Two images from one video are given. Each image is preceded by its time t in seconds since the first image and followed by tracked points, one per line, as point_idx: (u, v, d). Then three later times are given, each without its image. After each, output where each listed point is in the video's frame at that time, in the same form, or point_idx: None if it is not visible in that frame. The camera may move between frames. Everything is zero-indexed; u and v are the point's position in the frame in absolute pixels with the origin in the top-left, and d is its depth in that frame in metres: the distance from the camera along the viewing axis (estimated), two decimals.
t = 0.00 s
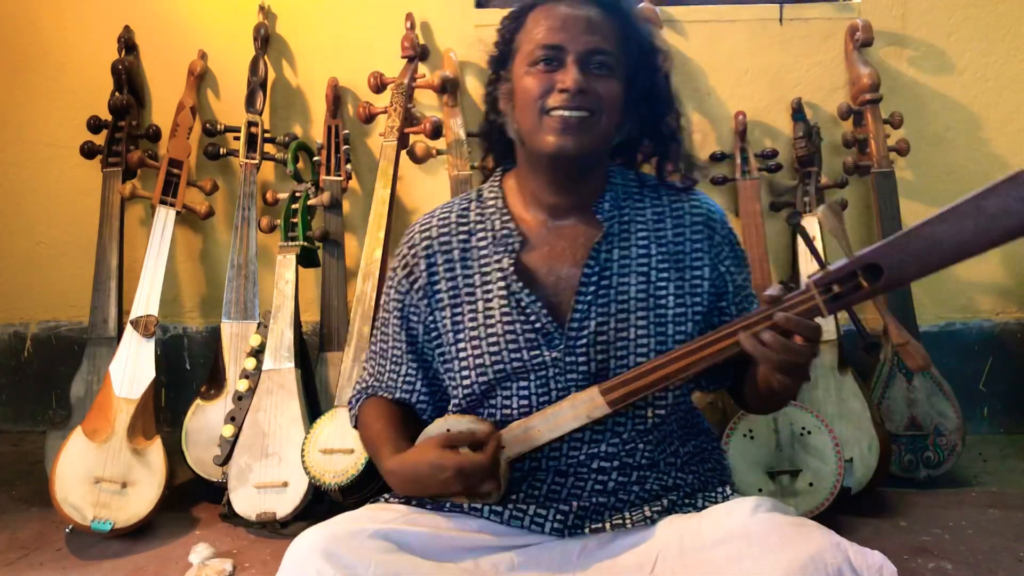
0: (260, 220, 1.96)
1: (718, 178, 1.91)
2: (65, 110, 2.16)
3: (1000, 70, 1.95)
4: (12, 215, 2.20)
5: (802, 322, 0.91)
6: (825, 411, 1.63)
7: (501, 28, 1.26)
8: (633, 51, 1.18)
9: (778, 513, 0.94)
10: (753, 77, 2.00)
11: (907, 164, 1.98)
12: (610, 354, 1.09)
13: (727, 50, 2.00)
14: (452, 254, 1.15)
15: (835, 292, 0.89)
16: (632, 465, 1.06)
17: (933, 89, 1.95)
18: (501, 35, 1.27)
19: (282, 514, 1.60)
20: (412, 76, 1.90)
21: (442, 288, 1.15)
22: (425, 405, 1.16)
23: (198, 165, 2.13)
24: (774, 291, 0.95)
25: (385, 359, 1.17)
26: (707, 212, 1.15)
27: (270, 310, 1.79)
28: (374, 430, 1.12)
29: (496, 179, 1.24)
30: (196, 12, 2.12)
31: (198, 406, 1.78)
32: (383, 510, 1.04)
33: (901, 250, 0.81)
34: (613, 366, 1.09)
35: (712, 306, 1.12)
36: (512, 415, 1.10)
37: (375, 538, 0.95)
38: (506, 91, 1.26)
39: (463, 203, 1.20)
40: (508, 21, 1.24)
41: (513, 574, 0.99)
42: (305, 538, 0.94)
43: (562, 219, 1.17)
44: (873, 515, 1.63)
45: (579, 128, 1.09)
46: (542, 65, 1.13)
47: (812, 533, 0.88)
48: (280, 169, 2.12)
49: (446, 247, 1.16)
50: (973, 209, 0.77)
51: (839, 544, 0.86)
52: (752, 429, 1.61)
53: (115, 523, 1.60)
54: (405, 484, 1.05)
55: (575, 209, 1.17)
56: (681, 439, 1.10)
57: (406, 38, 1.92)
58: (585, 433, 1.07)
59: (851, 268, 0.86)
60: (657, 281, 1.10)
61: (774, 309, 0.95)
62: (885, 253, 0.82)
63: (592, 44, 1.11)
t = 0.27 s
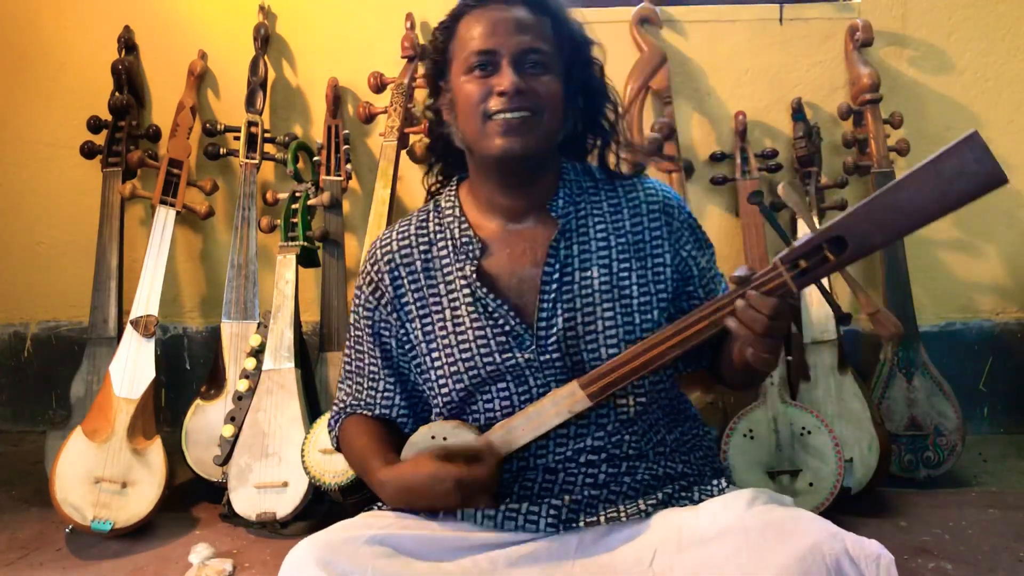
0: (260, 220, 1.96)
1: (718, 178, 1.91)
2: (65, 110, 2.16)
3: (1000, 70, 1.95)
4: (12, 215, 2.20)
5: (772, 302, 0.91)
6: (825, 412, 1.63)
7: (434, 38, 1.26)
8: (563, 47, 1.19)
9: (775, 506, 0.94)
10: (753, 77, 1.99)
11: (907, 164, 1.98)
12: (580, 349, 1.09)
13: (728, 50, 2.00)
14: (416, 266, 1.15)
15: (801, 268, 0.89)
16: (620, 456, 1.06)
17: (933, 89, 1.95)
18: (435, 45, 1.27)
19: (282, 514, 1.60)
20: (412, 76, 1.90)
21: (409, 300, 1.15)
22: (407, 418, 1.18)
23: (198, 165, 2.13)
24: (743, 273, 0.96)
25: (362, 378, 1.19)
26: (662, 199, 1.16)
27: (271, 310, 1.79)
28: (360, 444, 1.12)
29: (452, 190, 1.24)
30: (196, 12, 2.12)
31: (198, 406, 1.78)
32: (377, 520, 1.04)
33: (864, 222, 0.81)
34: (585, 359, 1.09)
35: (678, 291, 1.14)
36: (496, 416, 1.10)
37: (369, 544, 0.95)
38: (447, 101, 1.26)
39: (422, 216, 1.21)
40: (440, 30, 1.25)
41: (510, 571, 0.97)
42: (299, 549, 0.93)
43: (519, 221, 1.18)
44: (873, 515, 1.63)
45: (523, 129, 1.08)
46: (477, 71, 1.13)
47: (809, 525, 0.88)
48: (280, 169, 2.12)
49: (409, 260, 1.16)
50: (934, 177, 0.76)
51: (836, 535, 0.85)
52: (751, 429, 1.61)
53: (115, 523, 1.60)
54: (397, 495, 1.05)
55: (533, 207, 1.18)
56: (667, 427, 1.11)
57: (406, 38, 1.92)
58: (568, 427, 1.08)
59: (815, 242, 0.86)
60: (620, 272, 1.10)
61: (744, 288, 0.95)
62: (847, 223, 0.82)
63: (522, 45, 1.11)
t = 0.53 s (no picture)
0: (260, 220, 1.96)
1: (718, 178, 1.91)
2: (65, 110, 2.16)
3: (1000, 70, 1.95)
4: (12, 215, 2.20)
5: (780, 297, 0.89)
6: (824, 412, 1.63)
7: (441, 33, 1.27)
8: (573, 40, 1.18)
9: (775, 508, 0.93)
10: (752, 77, 2.00)
11: (907, 164, 1.98)
12: (589, 343, 1.09)
13: (728, 49, 2.00)
14: (424, 258, 1.15)
15: (809, 263, 0.87)
16: (625, 459, 1.05)
17: (933, 89, 1.95)
18: (442, 40, 1.27)
19: (281, 514, 1.60)
20: (412, 76, 1.90)
21: (417, 292, 1.15)
22: (412, 413, 1.16)
23: (198, 165, 2.13)
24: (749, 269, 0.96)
25: (368, 371, 1.17)
26: (672, 194, 1.16)
27: (271, 310, 1.79)
28: (364, 438, 1.11)
29: (461, 184, 1.24)
30: (196, 12, 2.12)
31: (198, 406, 1.78)
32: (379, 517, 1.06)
33: (871, 217, 0.82)
34: (594, 355, 1.09)
35: (689, 284, 1.14)
36: (500, 414, 1.09)
37: (371, 542, 0.96)
38: (454, 98, 1.27)
39: (429, 209, 1.21)
40: (446, 25, 1.25)
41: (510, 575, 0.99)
42: (301, 544, 0.94)
43: (528, 213, 1.18)
44: (873, 515, 1.63)
45: (529, 129, 1.09)
46: (483, 70, 1.14)
47: (809, 528, 0.87)
48: (280, 169, 2.12)
49: (417, 252, 1.16)
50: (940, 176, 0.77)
51: (836, 539, 0.85)
52: (752, 429, 1.62)
53: (114, 523, 1.60)
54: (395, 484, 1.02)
55: (541, 201, 1.18)
56: (672, 430, 1.10)
57: (406, 38, 1.92)
58: (574, 426, 1.05)
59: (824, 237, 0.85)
60: (631, 266, 1.10)
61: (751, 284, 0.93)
62: (856, 219, 0.83)
63: (528, 43, 1.11)
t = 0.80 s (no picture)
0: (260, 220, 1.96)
1: (718, 178, 1.91)
2: (65, 111, 2.16)
3: (999, 70, 1.95)
4: (12, 215, 2.20)
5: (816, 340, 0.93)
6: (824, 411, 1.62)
7: (504, 34, 1.27)
8: (634, 52, 1.18)
9: (779, 511, 0.94)
10: (752, 77, 1.99)
11: (907, 164, 1.98)
12: (618, 359, 1.09)
13: (728, 50, 2.00)
14: (464, 256, 1.15)
15: (846, 310, 0.91)
16: (636, 464, 1.06)
17: (933, 89, 1.95)
18: (505, 42, 1.27)
19: (282, 514, 1.60)
20: (412, 76, 1.90)
21: (453, 289, 1.15)
22: (431, 402, 1.18)
23: (198, 165, 2.14)
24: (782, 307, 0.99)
25: (394, 355, 1.18)
26: (720, 220, 1.15)
27: (270, 311, 1.79)
28: (384, 426, 1.12)
29: (510, 179, 1.24)
30: (196, 12, 2.12)
31: (198, 406, 1.78)
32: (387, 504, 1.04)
33: (917, 270, 0.85)
34: (622, 369, 1.10)
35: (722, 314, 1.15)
36: (519, 413, 1.10)
37: (379, 528, 0.95)
38: (511, 98, 1.28)
39: (477, 205, 1.21)
40: (509, 29, 1.25)
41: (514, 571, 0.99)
42: (310, 525, 0.94)
43: (573, 226, 1.17)
44: (873, 515, 1.63)
45: (585, 136, 1.09)
46: (544, 74, 1.13)
47: (812, 530, 0.88)
48: (280, 169, 2.12)
49: (459, 248, 1.16)
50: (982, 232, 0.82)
51: (838, 541, 0.85)
52: (752, 429, 1.61)
53: (114, 523, 1.60)
54: (416, 482, 1.05)
55: (588, 213, 1.17)
56: (683, 441, 1.11)
57: (406, 38, 1.92)
58: (590, 434, 1.07)
59: (864, 285, 0.89)
60: (668, 289, 1.10)
61: (787, 321, 0.97)
62: (898, 271, 0.87)
63: (592, 51, 1.11)
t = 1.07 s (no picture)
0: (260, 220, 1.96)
1: (718, 178, 1.91)
2: (65, 111, 2.16)
3: (999, 70, 1.95)
4: (11, 215, 2.20)
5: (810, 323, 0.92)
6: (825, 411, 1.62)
7: (506, 26, 1.28)
8: (635, 47, 1.18)
9: (780, 514, 0.94)
10: (752, 77, 2.00)
11: (907, 164, 1.98)
12: (616, 349, 1.09)
13: (728, 49, 2.00)
14: (461, 248, 1.16)
15: (841, 289, 0.89)
16: (637, 464, 1.07)
17: (933, 89, 1.95)
18: (507, 33, 1.28)
19: (282, 514, 1.59)
20: (412, 76, 1.90)
21: (450, 282, 1.15)
22: (433, 399, 1.17)
23: (198, 165, 2.14)
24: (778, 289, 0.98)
25: (393, 352, 1.18)
26: (715, 209, 1.15)
27: (270, 311, 1.79)
28: (382, 423, 1.12)
29: (505, 175, 1.25)
30: (196, 12, 2.12)
31: (198, 405, 1.78)
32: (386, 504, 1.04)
33: (906, 248, 0.82)
34: (619, 360, 1.09)
35: (720, 302, 1.14)
36: (518, 409, 1.10)
37: (380, 529, 0.95)
38: (511, 91, 1.28)
39: (473, 199, 1.21)
40: (511, 20, 1.26)
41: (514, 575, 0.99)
42: (309, 526, 0.93)
43: (568, 215, 1.18)
44: (873, 515, 1.63)
45: (583, 129, 1.09)
46: (544, 66, 1.14)
47: (812, 534, 0.88)
48: (280, 169, 2.12)
49: (455, 241, 1.16)
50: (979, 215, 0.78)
51: (838, 544, 0.85)
52: (752, 429, 1.61)
53: (114, 523, 1.60)
54: (411, 479, 1.05)
55: (583, 204, 1.18)
56: (686, 441, 1.11)
57: (406, 38, 1.92)
58: (591, 429, 1.07)
59: (858, 263, 0.87)
60: (664, 278, 1.10)
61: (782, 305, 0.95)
62: (892, 250, 0.83)
63: (593, 45, 1.11)
